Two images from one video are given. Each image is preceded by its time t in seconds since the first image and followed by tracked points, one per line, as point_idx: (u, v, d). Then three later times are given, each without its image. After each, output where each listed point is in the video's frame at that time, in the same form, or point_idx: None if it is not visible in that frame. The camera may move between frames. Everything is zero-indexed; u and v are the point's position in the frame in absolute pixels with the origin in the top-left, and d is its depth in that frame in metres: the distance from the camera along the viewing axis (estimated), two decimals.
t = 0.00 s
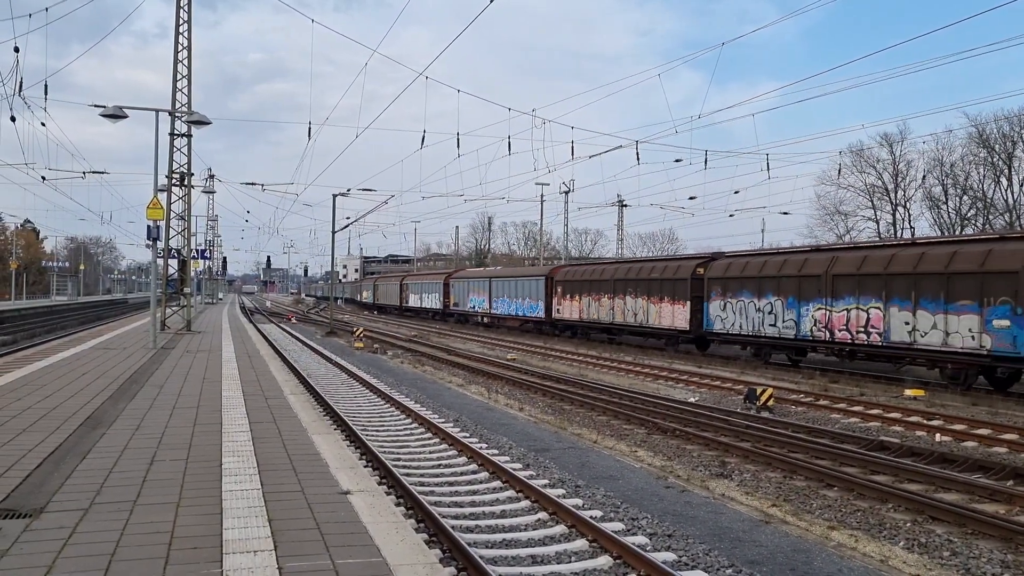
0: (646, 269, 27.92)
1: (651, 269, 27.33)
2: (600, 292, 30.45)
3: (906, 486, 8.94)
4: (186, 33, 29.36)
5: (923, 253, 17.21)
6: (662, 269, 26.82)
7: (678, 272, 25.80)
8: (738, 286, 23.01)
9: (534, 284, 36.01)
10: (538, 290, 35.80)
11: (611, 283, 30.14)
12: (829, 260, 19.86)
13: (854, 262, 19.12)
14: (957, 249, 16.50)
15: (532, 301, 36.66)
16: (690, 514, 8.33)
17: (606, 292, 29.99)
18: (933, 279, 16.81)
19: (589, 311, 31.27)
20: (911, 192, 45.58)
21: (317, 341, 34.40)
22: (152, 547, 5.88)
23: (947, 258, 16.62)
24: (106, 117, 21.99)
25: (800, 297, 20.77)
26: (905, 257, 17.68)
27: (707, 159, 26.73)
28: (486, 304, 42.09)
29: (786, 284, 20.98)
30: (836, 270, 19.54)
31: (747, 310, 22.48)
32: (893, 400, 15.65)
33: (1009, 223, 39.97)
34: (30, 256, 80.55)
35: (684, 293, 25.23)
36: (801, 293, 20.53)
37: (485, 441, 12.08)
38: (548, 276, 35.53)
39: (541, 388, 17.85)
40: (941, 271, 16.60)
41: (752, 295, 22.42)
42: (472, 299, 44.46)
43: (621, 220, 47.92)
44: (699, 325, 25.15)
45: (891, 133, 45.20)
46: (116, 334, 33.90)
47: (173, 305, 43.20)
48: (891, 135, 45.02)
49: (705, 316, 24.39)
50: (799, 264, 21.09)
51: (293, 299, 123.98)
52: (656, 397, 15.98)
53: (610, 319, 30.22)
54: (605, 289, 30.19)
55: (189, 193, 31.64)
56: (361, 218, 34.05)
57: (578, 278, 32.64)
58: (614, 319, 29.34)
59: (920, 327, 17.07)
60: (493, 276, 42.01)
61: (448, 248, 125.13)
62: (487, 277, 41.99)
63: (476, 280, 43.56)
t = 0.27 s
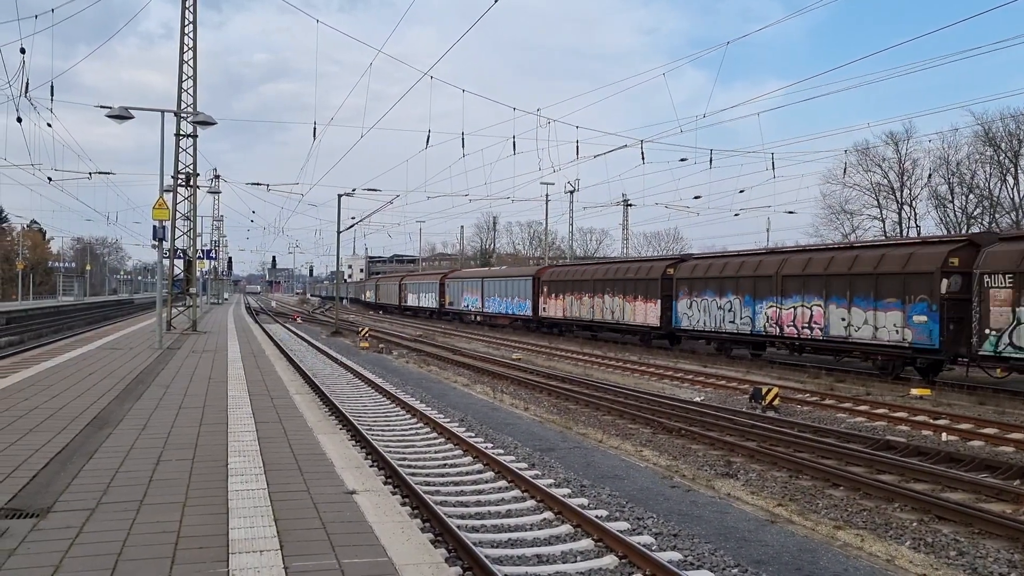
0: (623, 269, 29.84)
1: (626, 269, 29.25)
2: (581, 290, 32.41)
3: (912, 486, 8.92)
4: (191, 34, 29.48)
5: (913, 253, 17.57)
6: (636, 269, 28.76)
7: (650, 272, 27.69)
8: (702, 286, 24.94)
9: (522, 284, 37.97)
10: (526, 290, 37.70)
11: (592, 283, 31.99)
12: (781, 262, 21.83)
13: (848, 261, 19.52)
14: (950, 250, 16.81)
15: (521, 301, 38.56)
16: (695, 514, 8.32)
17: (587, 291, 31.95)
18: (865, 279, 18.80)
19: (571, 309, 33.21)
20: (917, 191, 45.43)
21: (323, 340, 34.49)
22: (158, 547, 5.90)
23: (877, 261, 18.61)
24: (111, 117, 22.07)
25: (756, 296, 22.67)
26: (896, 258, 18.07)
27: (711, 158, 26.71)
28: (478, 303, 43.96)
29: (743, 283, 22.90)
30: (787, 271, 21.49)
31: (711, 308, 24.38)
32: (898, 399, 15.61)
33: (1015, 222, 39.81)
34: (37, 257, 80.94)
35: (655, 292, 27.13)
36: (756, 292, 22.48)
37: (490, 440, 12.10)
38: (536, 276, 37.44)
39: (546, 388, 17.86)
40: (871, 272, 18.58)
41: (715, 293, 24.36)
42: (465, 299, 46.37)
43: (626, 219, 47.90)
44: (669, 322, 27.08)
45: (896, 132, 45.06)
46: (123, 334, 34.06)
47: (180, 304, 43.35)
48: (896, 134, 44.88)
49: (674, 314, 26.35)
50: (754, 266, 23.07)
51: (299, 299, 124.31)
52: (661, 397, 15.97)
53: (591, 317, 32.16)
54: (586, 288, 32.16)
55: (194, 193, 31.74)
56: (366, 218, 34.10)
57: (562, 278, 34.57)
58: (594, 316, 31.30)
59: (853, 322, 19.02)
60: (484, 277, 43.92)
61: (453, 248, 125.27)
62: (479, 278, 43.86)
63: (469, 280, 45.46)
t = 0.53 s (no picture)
0: (603, 270, 31.57)
1: (606, 270, 30.96)
2: (566, 291, 34.09)
3: (919, 486, 8.89)
4: (198, 35, 29.60)
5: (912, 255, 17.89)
6: (614, 270, 30.49)
7: (627, 273, 29.46)
8: (671, 285, 26.77)
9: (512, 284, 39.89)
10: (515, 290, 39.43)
11: (575, 283, 33.83)
12: (741, 264, 23.67)
13: (819, 262, 20.71)
14: (947, 251, 17.13)
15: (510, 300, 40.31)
16: (702, 514, 8.31)
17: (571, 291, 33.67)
18: (811, 280, 20.72)
19: (557, 308, 34.93)
20: (924, 190, 45.25)
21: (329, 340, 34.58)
22: (165, 546, 5.93)
23: (823, 263, 20.56)
24: (118, 118, 22.18)
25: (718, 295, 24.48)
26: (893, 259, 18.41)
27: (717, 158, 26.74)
28: (471, 302, 45.71)
29: (707, 283, 24.74)
30: (746, 272, 23.34)
31: (681, 305, 26.19)
32: (905, 399, 15.55)
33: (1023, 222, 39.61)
34: (44, 257, 81.40)
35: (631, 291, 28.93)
36: (718, 291, 24.31)
37: (496, 441, 12.09)
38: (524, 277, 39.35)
39: (552, 388, 17.86)
40: (816, 273, 20.53)
41: (682, 292, 26.19)
42: (459, 299, 48.10)
43: (632, 219, 47.87)
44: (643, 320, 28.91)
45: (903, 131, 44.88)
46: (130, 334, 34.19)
47: (186, 305, 43.48)
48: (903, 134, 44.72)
49: (646, 312, 28.19)
50: (718, 267, 24.89)
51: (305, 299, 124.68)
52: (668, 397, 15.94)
53: (574, 315, 34.00)
54: (570, 288, 33.86)
55: (201, 193, 31.87)
56: (372, 218, 34.15)
57: (549, 279, 36.44)
58: (577, 315, 33.04)
59: (802, 319, 20.95)
60: (477, 277, 45.72)
61: (458, 248, 125.27)
62: (472, 278, 45.61)
63: (463, 281, 47.23)
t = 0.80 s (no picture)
0: (595, 271, 33.49)
1: (599, 271, 32.86)
2: (563, 290, 36.02)
3: (938, 488, 8.83)
4: (215, 37, 29.91)
5: (917, 254, 18.07)
6: (605, 271, 32.38)
7: (617, 274, 31.34)
8: (656, 285, 28.61)
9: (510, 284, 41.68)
10: (515, 291, 41.44)
11: (571, 284, 35.80)
12: (717, 265, 25.48)
13: (784, 264, 22.49)
14: (950, 250, 17.35)
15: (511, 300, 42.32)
16: (718, 515, 8.30)
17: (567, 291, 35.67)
18: (777, 280, 22.48)
19: (555, 307, 36.87)
20: (942, 189, 44.77)
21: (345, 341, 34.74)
22: (184, 546, 6.00)
23: (787, 265, 22.35)
24: (137, 120, 22.46)
25: (698, 295, 26.30)
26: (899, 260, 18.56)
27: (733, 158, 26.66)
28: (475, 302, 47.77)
29: (687, 283, 26.62)
30: (722, 273, 25.16)
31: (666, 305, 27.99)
32: (924, 400, 15.41)
33: None
34: (64, 258, 82.44)
35: (620, 291, 30.83)
36: (698, 291, 26.15)
37: (511, 441, 12.12)
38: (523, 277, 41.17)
39: (568, 388, 17.87)
40: (781, 274, 22.30)
41: (666, 292, 28.05)
42: (464, 299, 50.16)
43: (647, 219, 47.75)
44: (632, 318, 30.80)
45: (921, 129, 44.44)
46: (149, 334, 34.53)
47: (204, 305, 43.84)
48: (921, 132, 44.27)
49: (635, 311, 30.09)
50: (698, 268, 26.73)
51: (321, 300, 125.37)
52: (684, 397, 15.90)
53: (570, 314, 35.98)
54: (566, 288, 35.83)
55: (218, 195, 32.15)
56: (388, 219, 34.28)
57: (547, 279, 38.43)
58: (573, 313, 34.99)
59: (769, 317, 22.70)
60: (481, 278, 47.74)
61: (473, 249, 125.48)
62: (476, 279, 47.73)
63: (467, 281, 49.29)
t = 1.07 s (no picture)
0: (584, 272, 35.37)
1: (587, 273, 34.72)
2: (556, 290, 37.96)
3: (951, 489, 8.78)
4: (227, 40, 30.13)
5: (911, 256, 18.34)
6: (593, 273, 34.25)
7: (604, 276, 33.19)
8: (640, 286, 30.45)
9: (507, 284, 43.58)
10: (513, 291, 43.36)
11: (563, 284, 37.72)
12: (693, 268, 27.30)
13: (751, 266, 24.27)
14: (943, 251, 17.54)
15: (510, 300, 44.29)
16: (730, 516, 8.29)
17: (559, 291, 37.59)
18: (745, 282, 24.27)
19: (549, 307, 38.80)
20: (955, 189, 44.43)
21: (356, 342, 34.86)
22: (197, 546, 6.05)
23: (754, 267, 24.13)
24: (150, 122, 22.65)
25: (676, 295, 28.13)
26: (894, 261, 18.82)
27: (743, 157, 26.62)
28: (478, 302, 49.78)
29: (665, 284, 28.47)
30: (697, 275, 26.97)
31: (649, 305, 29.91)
32: (937, 400, 15.31)
33: None
34: (78, 260, 83.16)
35: (607, 292, 32.71)
36: (676, 291, 27.98)
37: (523, 442, 12.14)
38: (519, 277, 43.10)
39: (579, 389, 17.87)
40: (749, 276, 24.08)
41: (647, 292, 29.91)
42: (467, 299, 52.20)
43: (658, 220, 47.65)
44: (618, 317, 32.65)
45: (933, 128, 44.12)
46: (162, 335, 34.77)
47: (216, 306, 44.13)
48: (933, 131, 43.95)
49: (620, 310, 31.94)
50: (676, 270, 28.56)
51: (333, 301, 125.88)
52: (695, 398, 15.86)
53: (563, 313, 37.88)
54: (559, 289, 37.73)
55: (230, 196, 32.36)
56: (399, 220, 34.37)
57: (541, 280, 40.36)
58: (565, 312, 36.88)
59: (739, 316, 24.49)
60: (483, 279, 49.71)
61: (484, 250, 125.65)
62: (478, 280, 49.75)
63: (470, 282, 51.33)
